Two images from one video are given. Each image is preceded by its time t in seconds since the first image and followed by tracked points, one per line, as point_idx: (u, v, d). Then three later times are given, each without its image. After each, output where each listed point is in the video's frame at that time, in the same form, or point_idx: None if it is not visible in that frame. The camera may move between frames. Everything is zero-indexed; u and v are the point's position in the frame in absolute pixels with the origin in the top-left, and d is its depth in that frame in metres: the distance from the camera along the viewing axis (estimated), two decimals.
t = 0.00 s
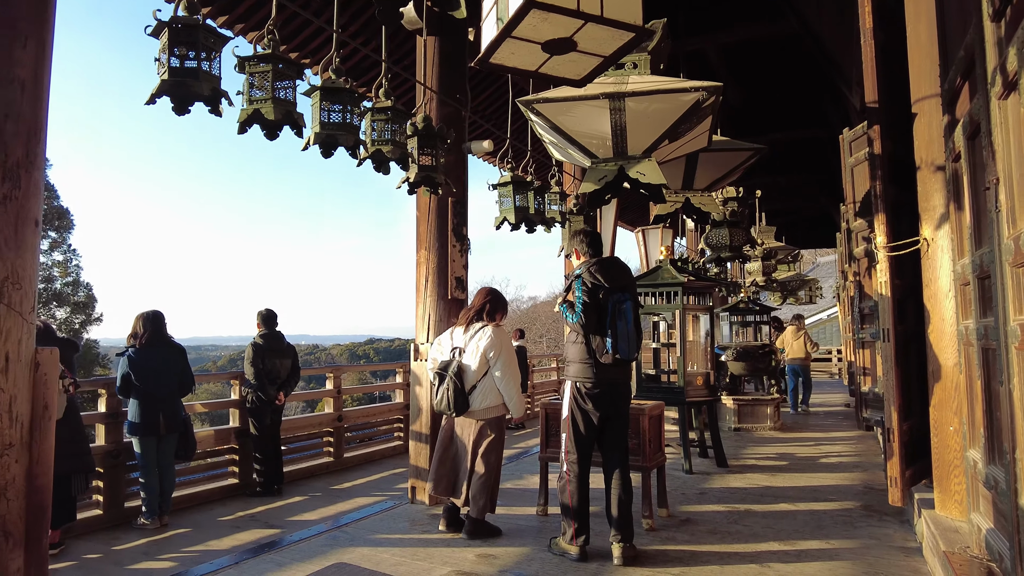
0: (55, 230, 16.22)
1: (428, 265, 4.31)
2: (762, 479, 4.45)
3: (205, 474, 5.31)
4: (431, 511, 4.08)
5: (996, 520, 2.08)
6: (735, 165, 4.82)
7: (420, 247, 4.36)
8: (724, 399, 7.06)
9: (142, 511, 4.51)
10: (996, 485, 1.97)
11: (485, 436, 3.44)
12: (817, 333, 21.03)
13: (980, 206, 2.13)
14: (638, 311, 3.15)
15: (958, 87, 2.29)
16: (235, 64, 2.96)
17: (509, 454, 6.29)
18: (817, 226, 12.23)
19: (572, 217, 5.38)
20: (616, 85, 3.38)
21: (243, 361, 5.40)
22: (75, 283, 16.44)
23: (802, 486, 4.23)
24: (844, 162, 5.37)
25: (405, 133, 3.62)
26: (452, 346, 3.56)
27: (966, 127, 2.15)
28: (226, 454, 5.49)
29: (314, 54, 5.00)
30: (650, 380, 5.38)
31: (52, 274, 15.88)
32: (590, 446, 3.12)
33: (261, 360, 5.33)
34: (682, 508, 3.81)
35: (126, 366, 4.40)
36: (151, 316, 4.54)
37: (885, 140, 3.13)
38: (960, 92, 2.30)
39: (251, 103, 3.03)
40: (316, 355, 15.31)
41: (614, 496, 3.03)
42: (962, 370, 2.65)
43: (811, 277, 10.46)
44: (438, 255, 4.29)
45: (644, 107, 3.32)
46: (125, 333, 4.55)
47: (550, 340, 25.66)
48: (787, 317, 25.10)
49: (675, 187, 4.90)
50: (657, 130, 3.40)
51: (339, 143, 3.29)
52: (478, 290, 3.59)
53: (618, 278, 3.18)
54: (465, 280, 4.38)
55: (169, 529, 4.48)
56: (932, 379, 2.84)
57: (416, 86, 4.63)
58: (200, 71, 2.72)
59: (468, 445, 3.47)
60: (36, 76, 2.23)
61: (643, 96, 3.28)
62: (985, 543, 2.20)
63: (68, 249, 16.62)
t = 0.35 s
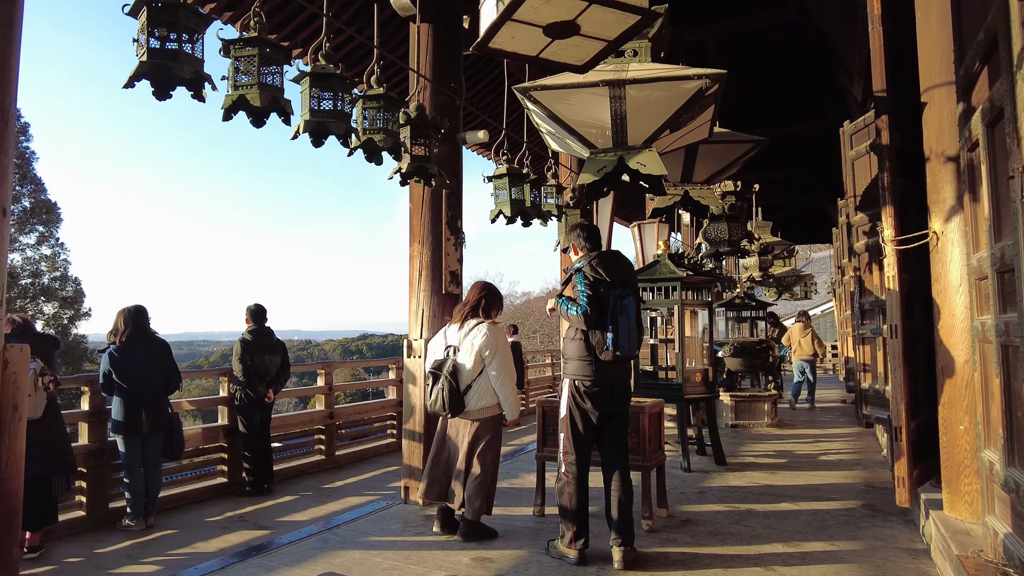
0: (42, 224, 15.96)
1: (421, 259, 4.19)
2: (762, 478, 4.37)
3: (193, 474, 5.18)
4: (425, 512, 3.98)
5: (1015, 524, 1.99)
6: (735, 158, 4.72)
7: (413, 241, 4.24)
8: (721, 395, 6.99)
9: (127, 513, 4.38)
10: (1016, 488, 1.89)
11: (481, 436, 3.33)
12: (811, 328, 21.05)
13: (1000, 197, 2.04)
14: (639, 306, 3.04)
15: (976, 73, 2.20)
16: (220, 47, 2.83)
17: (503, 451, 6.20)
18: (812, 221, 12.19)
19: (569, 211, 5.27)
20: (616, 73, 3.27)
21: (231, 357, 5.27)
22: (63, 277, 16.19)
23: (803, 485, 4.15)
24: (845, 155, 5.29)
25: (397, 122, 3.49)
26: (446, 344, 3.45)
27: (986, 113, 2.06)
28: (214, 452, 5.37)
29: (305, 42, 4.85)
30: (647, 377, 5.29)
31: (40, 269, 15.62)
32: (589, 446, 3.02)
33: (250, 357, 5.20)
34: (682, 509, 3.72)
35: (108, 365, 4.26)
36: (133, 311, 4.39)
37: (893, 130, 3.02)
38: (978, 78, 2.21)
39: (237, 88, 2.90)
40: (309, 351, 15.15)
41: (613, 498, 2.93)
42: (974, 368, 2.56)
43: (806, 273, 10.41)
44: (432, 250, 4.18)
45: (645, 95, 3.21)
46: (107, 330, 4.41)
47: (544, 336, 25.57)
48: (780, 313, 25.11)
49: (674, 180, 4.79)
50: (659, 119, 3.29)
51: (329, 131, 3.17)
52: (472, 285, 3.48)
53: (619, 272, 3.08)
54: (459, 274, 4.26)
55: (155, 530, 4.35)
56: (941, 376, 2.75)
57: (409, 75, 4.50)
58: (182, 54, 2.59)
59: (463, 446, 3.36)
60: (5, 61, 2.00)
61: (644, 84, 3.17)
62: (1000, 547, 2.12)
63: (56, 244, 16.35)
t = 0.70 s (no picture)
0: (20, 221, 15.60)
1: (409, 257, 4.09)
2: (755, 479, 4.32)
3: (174, 477, 5.04)
4: (412, 516, 3.88)
5: (1021, 530, 1.94)
6: (727, 155, 4.67)
7: (401, 238, 4.13)
8: (711, 394, 6.96)
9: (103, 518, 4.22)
10: None
11: (470, 441, 3.23)
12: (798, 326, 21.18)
13: (1008, 193, 1.98)
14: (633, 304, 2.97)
15: (984, 66, 2.15)
16: (199, 35, 2.71)
17: (493, 452, 6.11)
18: (799, 218, 12.23)
19: (559, 208, 5.19)
20: (610, 65, 3.19)
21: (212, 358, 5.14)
22: (42, 275, 15.84)
23: (796, 486, 4.11)
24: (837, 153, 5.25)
25: (384, 115, 3.39)
26: (433, 346, 3.35)
27: (994, 107, 2.01)
28: (195, 455, 5.22)
29: (289, 33, 4.73)
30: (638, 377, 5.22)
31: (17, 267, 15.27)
32: (583, 450, 2.94)
33: (232, 357, 5.07)
34: (675, 511, 3.66)
35: (82, 366, 4.11)
36: (108, 309, 4.24)
37: (891, 127, 2.97)
38: (985, 72, 2.16)
39: (217, 78, 2.77)
40: (295, 349, 14.95)
41: (607, 503, 2.85)
42: (974, 369, 2.52)
43: (794, 272, 10.42)
44: (420, 247, 4.07)
45: (639, 89, 3.14)
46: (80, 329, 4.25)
47: (532, 334, 25.51)
48: (766, 312, 25.24)
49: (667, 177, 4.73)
50: (654, 115, 3.22)
51: (314, 124, 3.05)
52: (460, 284, 3.38)
53: (614, 269, 2.99)
54: (448, 272, 4.16)
55: (133, 537, 4.21)
56: (939, 376, 2.71)
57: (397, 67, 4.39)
58: (158, 41, 2.46)
59: (452, 450, 3.27)
60: None
61: (640, 77, 3.09)
62: (1005, 553, 2.07)
63: (34, 240, 16.00)
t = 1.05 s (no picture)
0: None
1: (382, 252, 3.99)
2: (732, 476, 4.30)
3: (140, 479, 4.89)
4: (384, 517, 3.79)
5: (998, 527, 1.92)
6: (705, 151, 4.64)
7: (374, 233, 4.04)
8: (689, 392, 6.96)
9: (64, 523, 4.06)
10: (1002, 491, 1.81)
11: (444, 441, 3.15)
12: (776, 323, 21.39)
13: (985, 185, 1.96)
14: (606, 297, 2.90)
15: (961, 57, 2.13)
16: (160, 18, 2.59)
17: (470, 451, 6.03)
18: (777, 216, 12.32)
19: (536, 203, 5.14)
20: (587, 56, 3.12)
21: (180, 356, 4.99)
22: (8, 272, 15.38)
23: (773, 483, 4.09)
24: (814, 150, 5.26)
25: (355, 106, 3.29)
26: (405, 344, 3.26)
27: (971, 99, 1.99)
28: (163, 455, 5.06)
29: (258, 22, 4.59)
30: (615, 374, 5.17)
31: None
32: (558, 448, 2.88)
33: (201, 355, 4.92)
34: (651, 509, 3.62)
35: (38, 365, 3.94)
36: (64, 305, 4.06)
37: (868, 121, 2.95)
38: (963, 63, 2.14)
39: (178, 63, 2.66)
40: (272, 348, 14.71)
41: (583, 502, 2.80)
42: (949, 365, 2.51)
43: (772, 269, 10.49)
44: (393, 242, 3.98)
45: (617, 81, 3.07)
46: (36, 326, 4.07)
47: (513, 332, 25.45)
48: (745, 310, 25.46)
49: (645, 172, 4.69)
50: (632, 108, 3.16)
51: (281, 113, 2.94)
52: (432, 279, 3.30)
53: (585, 262, 2.94)
54: (422, 268, 4.08)
55: (95, 541, 4.06)
56: (915, 372, 2.70)
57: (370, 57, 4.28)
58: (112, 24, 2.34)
59: (424, 451, 3.19)
60: None
61: (617, 69, 3.02)
62: (981, 550, 2.05)
63: None
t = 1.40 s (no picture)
0: None
1: (356, 247, 3.85)
2: (716, 475, 4.22)
3: (107, 482, 4.72)
4: (359, 521, 3.67)
5: (988, 531, 1.84)
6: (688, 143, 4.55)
7: (347, 227, 3.90)
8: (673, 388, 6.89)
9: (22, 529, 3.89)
10: (994, 494, 1.72)
11: (417, 443, 3.03)
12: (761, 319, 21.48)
13: (977, 174, 1.87)
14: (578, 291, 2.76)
15: (952, 41, 2.03)
16: None
17: (451, 450, 5.92)
18: (762, 212, 12.31)
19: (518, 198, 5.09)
20: (567, 41, 2.98)
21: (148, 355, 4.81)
22: None
23: (757, 482, 4.02)
24: (799, 144, 5.19)
25: (324, 93, 3.14)
26: (376, 343, 3.14)
27: (963, 83, 1.89)
28: (131, 457, 4.89)
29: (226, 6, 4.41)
30: (598, 371, 5.07)
31: None
32: (533, 449, 2.78)
33: (170, 354, 4.76)
34: (633, 511, 3.52)
35: None
36: (18, 301, 3.87)
37: (855, 111, 2.86)
38: (954, 48, 2.04)
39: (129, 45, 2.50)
40: (255, 345, 14.48)
41: (561, 504, 2.70)
42: (937, 362, 2.43)
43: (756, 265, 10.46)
44: (367, 236, 3.84)
45: (597, 68, 2.94)
46: None
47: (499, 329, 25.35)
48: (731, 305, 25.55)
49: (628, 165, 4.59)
50: (612, 97, 3.03)
51: (243, 99, 2.79)
52: (404, 275, 3.18)
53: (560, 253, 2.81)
54: (397, 263, 3.96)
55: (55, 548, 3.89)
56: (902, 369, 2.62)
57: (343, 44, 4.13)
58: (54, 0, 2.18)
59: (397, 454, 3.06)
60: None
61: (597, 55, 2.88)
62: (971, 554, 1.98)
63: None
